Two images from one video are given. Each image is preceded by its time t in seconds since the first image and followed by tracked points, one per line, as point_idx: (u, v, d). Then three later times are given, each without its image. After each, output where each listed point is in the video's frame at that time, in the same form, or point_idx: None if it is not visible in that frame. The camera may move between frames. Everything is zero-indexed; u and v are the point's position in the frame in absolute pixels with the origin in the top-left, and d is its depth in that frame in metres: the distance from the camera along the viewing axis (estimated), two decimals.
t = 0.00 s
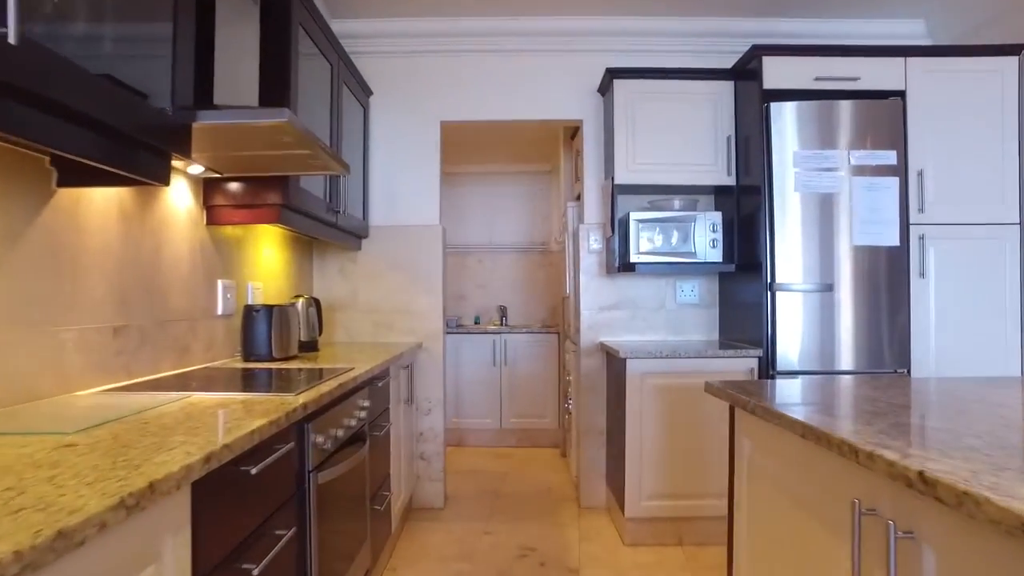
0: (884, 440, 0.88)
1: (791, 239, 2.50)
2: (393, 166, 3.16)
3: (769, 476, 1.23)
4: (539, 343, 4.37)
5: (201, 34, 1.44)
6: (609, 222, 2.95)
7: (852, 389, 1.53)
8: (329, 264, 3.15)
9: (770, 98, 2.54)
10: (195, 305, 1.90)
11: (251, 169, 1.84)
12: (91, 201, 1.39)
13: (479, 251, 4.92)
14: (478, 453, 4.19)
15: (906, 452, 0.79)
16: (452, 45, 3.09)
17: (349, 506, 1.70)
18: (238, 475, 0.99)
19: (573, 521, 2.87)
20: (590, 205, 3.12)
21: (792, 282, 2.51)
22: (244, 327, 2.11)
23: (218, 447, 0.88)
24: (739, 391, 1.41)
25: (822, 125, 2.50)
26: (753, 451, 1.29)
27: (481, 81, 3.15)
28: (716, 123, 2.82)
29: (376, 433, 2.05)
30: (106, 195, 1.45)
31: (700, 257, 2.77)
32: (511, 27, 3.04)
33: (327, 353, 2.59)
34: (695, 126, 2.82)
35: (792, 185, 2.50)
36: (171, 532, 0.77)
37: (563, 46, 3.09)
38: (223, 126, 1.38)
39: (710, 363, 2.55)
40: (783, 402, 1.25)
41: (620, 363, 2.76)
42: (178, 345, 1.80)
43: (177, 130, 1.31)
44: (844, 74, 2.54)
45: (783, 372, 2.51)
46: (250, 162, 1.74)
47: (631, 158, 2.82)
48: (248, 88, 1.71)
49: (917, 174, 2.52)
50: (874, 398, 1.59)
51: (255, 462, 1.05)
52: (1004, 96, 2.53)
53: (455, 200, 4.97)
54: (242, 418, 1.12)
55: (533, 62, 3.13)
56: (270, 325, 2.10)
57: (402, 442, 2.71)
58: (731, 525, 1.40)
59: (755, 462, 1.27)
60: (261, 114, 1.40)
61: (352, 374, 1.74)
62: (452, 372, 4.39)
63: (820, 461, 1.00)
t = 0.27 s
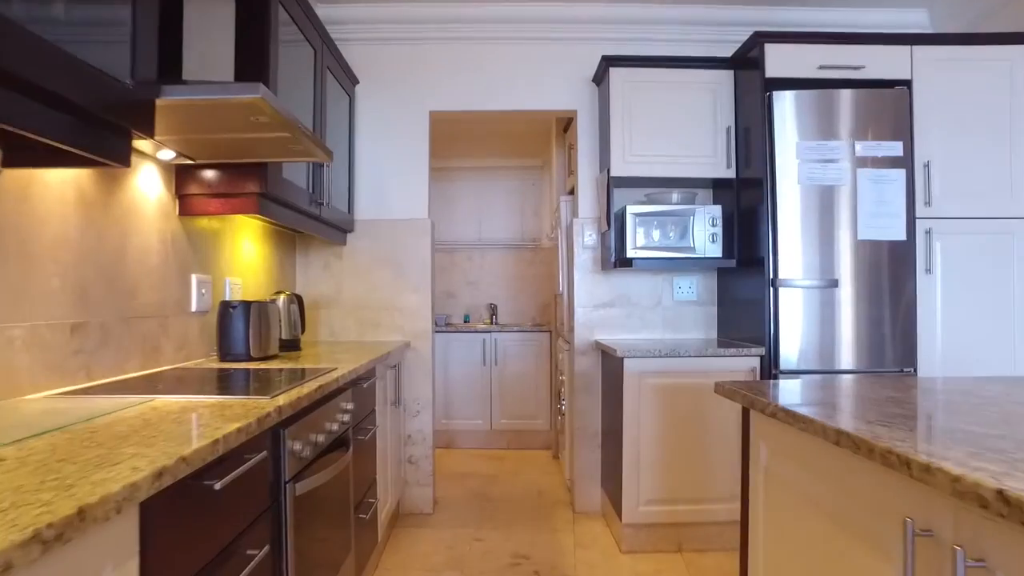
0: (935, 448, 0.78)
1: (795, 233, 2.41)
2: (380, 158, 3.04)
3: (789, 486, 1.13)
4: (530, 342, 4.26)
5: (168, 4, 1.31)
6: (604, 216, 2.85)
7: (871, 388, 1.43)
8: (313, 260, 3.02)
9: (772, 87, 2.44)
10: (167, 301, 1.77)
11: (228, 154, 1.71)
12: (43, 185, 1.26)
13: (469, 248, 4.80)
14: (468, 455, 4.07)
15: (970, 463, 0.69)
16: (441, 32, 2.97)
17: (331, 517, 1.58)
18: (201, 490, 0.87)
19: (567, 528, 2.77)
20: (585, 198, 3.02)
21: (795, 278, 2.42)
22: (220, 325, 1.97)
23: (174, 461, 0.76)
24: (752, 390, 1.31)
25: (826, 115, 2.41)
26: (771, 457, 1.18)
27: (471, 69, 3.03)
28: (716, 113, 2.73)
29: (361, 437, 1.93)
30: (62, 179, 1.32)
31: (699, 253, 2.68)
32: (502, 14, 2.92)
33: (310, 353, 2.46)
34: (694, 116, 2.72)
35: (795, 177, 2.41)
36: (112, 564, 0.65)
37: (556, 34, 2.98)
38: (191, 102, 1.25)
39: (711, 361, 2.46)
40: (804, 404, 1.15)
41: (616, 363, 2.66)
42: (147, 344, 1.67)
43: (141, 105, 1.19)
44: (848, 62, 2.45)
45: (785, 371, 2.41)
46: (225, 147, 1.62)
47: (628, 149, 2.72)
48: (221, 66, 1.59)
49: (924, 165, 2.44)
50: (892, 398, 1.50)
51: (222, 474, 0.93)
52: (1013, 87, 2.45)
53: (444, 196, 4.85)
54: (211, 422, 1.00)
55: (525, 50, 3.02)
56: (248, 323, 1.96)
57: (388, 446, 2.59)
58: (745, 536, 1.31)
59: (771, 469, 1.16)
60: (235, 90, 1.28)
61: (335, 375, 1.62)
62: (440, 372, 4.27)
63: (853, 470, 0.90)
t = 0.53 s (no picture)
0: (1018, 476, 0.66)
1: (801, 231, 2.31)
2: (365, 151, 2.90)
3: (822, 509, 1.01)
4: (521, 343, 4.14)
5: None
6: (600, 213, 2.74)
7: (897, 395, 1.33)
8: (295, 258, 2.88)
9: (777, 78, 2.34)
10: (133, 302, 1.63)
11: (200, 142, 1.56)
12: None
13: (458, 247, 4.66)
14: (457, 461, 3.95)
15: None
16: (430, 20, 2.84)
17: (312, 539, 1.44)
18: (152, 528, 0.73)
19: (561, 539, 2.65)
20: (580, 195, 2.90)
21: (801, 277, 2.31)
22: (192, 328, 1.83)
23: (113, 498, 0.62)
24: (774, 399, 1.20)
25: (833, 107, 2.31)
26: (800, 475, 1.06)
27: (462, 59, 2.90)
28: (716, 106, 2.63)
29: (344, 448, 1.80)
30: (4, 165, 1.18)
31: (700, 252, 2.58)
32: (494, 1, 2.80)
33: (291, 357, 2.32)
34: (694, 109, 2.63)
35: (801, 172, 2.30)
36: None
37: (550, 24, 2.86)
38: (151, 78, 1.10)
39: (714, 365, 2.35)
40: (837, 416, 1.04)
41: (613, 365, 2.54)
42: (109, 349, 1.52)
43: (93, 81, 1.04)
44: (856, 53, 2.35)
45: (794, 375, 2.32)
46: (196, 132, 1.47)
47: (625, 143, 2.61)
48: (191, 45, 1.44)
49: (934, 161, 2.34)
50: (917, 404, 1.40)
51: (180, 507, 0.79)
52: None
53: (432, 193, 4.71)
54: (173, 441, 0.86)
55: (518, 40, 2.90)
56: (222, 326, 1.82)
57: (374, 454, 2.46)
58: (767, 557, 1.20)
59: (804, 489, 1.05)
60: (202, 67, 1.13)
61: (317, 382, 1.48)
62: (428, 375, 4.14)
63: (915, 499, 0.79)
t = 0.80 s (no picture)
0: None
1: (808, 228, 2.22)
2: (351, 145, 2.77)
3: (866, 534, 0.89)
4: (511, 345, 4.03)
5: None
6: (597, 210, 2.63)
7: (928, 402, 1.23)
8: (277, 257, 2.74)
9: (782, 69, 2.25)
10: (95, 304, 1.49)
11: (171, 128, 1.43)
12: None
13: (446, 246, 4.54)
14: (446, 467, 3.83)
15: None
16: (419, 8, 2.72)
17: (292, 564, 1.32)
18: None
19: (557, 550, 2.54)
20: (575, 191, 2.80)
21: (807, 277, 2.22)
22: (163, 332, 1.69)
23: (27, 552, 0.49)
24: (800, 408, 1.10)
25: (841, 100, 2.22)
26: (838, 495, 0.95)
27: (452, 49, 2.78)
28: (718, 99, 2.55)
29: (328, 460, 1.67)
30: None
31: (701, 250, 2.49)
32: None
33: (271, 361, 2.19)
34: (695, 102, 2.54)
35: (808, 166, 2.22)
36: None
37: (544, 13, 2.74)
38: (106, 49, 0.98)
39: (717, 368, 2.26)
40: (877, 429, 0.93)
41: (611, 369, 2.44)
42: (67, 355, 1.39)
43: (36, 52, 0.91)
44: (864, 43, 2.26)
45: (800, 378, 2.24)
46: (165, 116, 1.34)
47: (623, 136, 2.51)
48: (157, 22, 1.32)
49: (943, 157, 2.26)
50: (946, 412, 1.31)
51: (127, 548, 0.66)
52: None
53: (420, 190, 4.58)
54: (126, 467, 0.73)
55: (511, 30, 2.78)
56: (195, 330, 1.69)
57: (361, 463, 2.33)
58: None
59: (843, 512, 0.93)
60: (165, 40, 1.01)
61: (297, 392, 1.35)
62: (416, 378, 4.01)
63: (998, 537, 0.67)
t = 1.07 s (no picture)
0: None
1: (814, 223, 2.13)
2: (338, 137, 2.66)
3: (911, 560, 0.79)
4: (503, 345, 3.92)
5: None
6: (594, 206, 2.54)
7: (956, 406, 1.15)
8: (259, 255, 2.62)
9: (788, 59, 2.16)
10: (53, 302, 1.37)
11: (138, 111, 1.32)
12: None
13: (436, 243, 4.44)
14: (436, 471, 3.72)
15: None
16: None
17: None
18: None
19: (552, 560, 2.45)
20: (570, 186, 2.70)
21: (813, 275, 2.13)
22: (132, 333, 1.57)
23: None
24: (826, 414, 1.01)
25: (848, 90, 2.14)
26: (875, 514, 0.85)
27: (442, 38, 2.67)
28: (719, 91, 2.46)
29: (309, 469, 1.56)
30: None
31: (702, 247, 2.40)
32: None
33: (252, 363, 2.07)
34: (696, 93, 2.45)
35: (815, 160, 2.13)
36: None
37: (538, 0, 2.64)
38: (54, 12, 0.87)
39: (720, 369, 2.17)
40: (920, 439, 0.84)
41: (609, 370, 2.35)
42: (21, 359, 1.27)
43: None
44: (871, 32, 2.18)
45: (805, 379, 2.15)
46: (128, 95, 1.22)
47: (622, 128, 2.42)
48: None
49: (952, 150, 2.19)
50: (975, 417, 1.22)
51: None
52: None
53: (409, 187, 4.46)
54: (62, 491, 0.62)
55: (504, 18, 2.68)
56: (168, 330, 1.57)
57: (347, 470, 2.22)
58: None
59: (880, 534, 0.84)
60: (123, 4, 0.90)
61: (275, 398, 1.24)
62: (405, 380, 3.90)
63: None
